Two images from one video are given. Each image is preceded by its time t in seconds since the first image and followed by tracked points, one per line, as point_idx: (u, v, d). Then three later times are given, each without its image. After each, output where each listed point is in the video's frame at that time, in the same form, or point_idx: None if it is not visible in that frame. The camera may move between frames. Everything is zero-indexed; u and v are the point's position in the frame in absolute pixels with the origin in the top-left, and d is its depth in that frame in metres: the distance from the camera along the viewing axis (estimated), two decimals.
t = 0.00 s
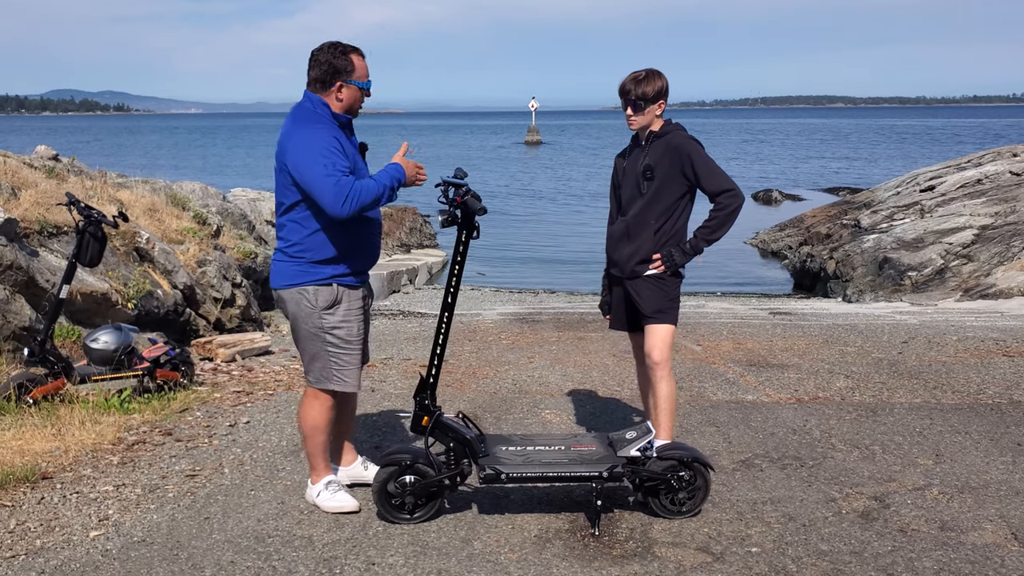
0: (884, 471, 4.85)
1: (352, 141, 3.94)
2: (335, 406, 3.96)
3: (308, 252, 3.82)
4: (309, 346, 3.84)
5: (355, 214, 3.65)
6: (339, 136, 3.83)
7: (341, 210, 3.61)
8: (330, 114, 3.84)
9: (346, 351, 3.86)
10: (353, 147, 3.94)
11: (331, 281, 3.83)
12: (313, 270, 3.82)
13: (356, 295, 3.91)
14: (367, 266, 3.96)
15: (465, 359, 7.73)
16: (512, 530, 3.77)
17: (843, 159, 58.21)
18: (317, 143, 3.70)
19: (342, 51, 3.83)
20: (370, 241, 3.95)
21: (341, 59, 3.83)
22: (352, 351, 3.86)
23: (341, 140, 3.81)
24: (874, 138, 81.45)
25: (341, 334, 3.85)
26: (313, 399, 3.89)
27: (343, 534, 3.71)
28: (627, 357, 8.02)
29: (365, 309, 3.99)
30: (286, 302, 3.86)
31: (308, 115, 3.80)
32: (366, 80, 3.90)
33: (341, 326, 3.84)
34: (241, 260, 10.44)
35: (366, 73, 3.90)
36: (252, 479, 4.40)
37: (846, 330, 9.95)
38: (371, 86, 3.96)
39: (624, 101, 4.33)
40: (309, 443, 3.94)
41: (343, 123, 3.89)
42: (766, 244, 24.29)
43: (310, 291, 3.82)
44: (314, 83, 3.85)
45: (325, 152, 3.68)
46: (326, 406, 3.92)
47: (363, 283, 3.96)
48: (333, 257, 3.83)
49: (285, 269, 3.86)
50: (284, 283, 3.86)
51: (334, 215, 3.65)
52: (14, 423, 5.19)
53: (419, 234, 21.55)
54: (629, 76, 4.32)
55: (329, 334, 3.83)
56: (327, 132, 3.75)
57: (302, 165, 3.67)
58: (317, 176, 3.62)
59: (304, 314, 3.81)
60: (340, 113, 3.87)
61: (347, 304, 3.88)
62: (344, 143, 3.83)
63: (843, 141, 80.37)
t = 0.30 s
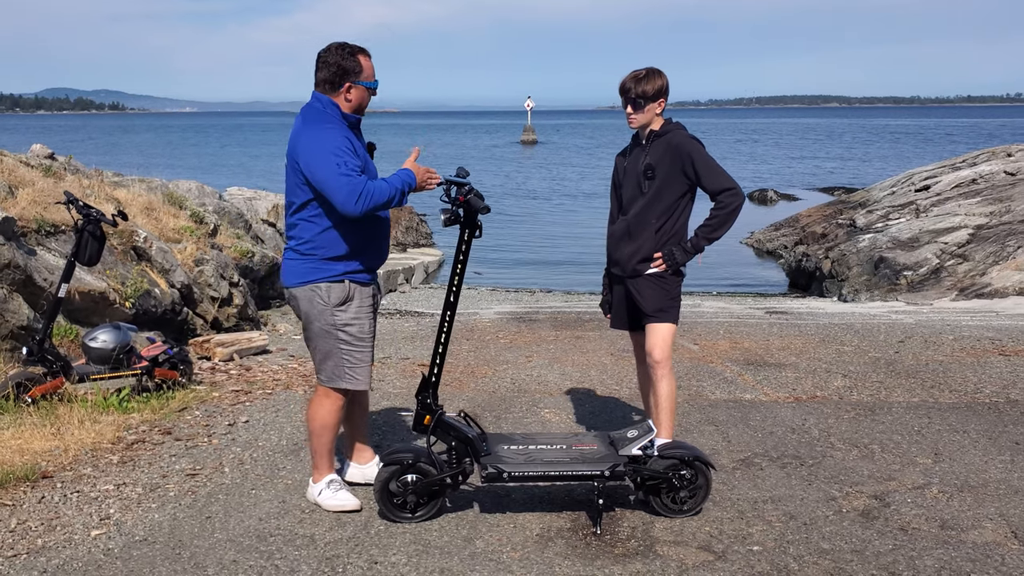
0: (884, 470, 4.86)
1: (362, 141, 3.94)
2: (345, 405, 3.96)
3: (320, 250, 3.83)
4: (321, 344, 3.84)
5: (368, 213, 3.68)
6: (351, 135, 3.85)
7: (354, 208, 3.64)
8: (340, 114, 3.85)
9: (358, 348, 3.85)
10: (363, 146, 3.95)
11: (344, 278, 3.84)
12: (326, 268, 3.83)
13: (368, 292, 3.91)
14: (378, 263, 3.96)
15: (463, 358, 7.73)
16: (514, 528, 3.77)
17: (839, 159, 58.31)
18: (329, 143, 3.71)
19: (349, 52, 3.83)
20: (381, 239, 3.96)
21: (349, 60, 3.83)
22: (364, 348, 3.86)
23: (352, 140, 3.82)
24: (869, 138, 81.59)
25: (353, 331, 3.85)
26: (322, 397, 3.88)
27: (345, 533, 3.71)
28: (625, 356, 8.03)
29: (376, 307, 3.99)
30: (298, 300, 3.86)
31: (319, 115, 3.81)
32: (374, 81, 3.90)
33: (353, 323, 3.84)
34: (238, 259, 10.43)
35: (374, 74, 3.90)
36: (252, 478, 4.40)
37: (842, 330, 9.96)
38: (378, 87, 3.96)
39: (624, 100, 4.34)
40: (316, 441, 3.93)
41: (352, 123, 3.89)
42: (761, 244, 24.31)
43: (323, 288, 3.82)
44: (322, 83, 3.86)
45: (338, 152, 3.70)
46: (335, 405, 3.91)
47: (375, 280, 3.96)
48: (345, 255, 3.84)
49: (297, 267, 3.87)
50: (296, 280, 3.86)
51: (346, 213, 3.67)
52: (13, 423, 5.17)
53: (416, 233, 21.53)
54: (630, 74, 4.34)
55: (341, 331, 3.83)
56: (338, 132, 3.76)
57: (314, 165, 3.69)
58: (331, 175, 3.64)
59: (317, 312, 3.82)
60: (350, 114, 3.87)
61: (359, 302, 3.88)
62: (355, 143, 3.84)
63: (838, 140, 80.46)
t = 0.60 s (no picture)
0: (881, 466, 4.88)
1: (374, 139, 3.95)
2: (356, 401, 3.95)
3: (331, 244, 3.84)
4: (336, 338, 3.85)
5: (365, 207, 3.68)
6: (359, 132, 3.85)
7: (349, 202, 3.64)
8: (350, 112, 3.86)
9: (371, 343, 3.85)
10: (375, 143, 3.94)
11: (357, 272, 3.84)
12: (337, 263, 3.84)
13: (383, 287, 3.91)
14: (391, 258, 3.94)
15: (461, 356, 7.74)
16: (515, 525, 3.78)
17: (833, 158, 58.45)
18: (333, 139, 3.73)
19: (361, 51, 3.85)
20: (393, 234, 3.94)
21: (360, 59, 3.85)
22: (377, 342, 3.86)
23: (359, 137, 3.82)
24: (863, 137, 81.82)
25: (365, 327, 3.85)
26: (333, 391, 3.89)
27: (346, 529, 3.72)
28: (622, 354, 8.04)
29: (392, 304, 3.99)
30: (313, 294, 3.87)
31: (328, 113, 3.83)
32: (386, 79, 3.91)
33: (366, 318, 3.84)
34: (234, 257, 10.42)
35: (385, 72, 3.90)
36: (252, 475, 4.41)
37: (837, 328, 9.99)
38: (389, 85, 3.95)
39: (622, 96, 4.36)
40: (324, 436, 3.94)
41: (364, 120, 3.89)
42: (756, 242, 24.35)
43: (337, 283, 3.83)
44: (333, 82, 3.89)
45: (339, 147, 3.71)
46: (346, 400, 3.91)
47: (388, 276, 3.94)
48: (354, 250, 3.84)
49: (311, 262, 3.90)
50: (309, 275, 3.89)
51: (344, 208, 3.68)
52: (12, 420, 5.17)
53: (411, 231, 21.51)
54: (627, 71, 4.35)
55: (355, 325, 3.84)
56: (344, 128, 3.78)
57: (317, 161, 3.72)
58: (329, 170, 3.67)
59: (331, 305, 3.83)
60: (361, 111, 3.88)
61: (374, 297, 3.88)
62: (363, 139, 3.85)
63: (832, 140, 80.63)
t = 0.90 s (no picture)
0: (883, 463, 4.88)
1: (395, 136, 3.93)
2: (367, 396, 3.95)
3: (349, 238, 3.84)
4: (352, 330, 3.85)
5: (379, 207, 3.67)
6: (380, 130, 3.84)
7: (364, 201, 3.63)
8: (372, 109, 3.84)
9: (386, 335, 3.86)
10: (396, 140, 3.93)
11: (374, 266, 3.85)
12: (354, 257, 3.84)
13: (399, 281, 3.92)
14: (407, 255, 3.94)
15: (460, 353, 7.73)
16: (518, 521, 3.78)
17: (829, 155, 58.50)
18: (354, 136, 3.71)
19: (383, 49, 3.83)
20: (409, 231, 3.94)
21: (382, 56, 3.83)
22: (392, 335, 3.87)
23: (379, 134, 3.80)
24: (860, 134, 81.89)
25: (382, 319, 3.85)
26: (347, 383, 3.88)
27: (349, 526, 3.71)
28: (621, 351, 8.04)
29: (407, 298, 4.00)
30: (331, 286, 3.87)
31: (350, 109, 3.82)
32: (407, 77, 3.88)
33: (382, 311, 3.85)
34: (232, 254, 10.39)
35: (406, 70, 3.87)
36: (254, 473, 4.40)
37: (835, 324, 10.00)
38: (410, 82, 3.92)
39: (622, 91, 4.35)
40: (331, 429, 3.92)
41: (385, 117, 3.87)
42: (753, 239, 24.36)
43: (354, 275, 3.83)
44: (357, 77, 3.87)
45: (359, 145, 3.70)
46: (359, 394, 3.90)
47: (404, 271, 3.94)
48: (371, 246, 3.84)
49: (328, 255, 3.90)
50: (327, 267, 3.89)
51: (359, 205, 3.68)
52: (11, 417, 5.15)
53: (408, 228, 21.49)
54: (627, 65, 4.34)
55: (371, 318, 3.84)
56: (365, 125, 3.76)
57: (336, 157, 3.71)
58: (348, 168, 3.66)
59: (348, 297, 3.83)
60: (382, 109, 3.86)
61: (391, 290, 3.89)
62: (384, 136, 3.83)
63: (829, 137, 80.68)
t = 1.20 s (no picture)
0: (884, 461, 4.88)
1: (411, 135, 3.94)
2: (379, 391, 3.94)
3: (366, 235, 3.85)
4: (367, 324, 3.84)
5: (399, 205, 3.69)
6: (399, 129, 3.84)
7: (384, 199, 3.65)
8: (391, 107, 3.85)
9: (401, 330, 3.86)
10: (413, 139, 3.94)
11: (390, 261, 3.85)
12: (370, 252, 3.84)
13: (413, 277, 3.94)
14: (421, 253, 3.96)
15: (459, 351, 7.73)
16: (521, 520, 3.78)
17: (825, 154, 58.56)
18: (374, 133, 3.72)
19: (401, 50, 3.84)
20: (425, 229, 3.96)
21: (400, 57, 3.84)
22: (408, 330, 3.88)
23: (398, 133, 3.81)
24: (855, 133, 82.00)
25: (398, 314, 3.86)
26: (361, 376, 3.86)
27: (352, 525, 3.71)
28: (620, 349, 8.04)
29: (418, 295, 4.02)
30: (347, 281, 3.87)
31: (370, 107, 3.82)
32: (425, 78, 3.89)
33: (399, 305, 3.86)
34: (229, 252, 10.36)
35: (424, 71, 3.88)
36: (255, 471, 4.39)
37: (832, 322, 10.01)
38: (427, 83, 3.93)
39: (624, 90, 4.34)
40: (340, 422, 3.89)
41: (403, 116, 3.88)
42: (749, 237, 24.37)
43: (371, 270, 3.84)
44: (376, 75, 3.88)
45: (379, 142, 3.70)
46: (373, 389, 3.89)
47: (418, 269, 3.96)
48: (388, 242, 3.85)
49: (343, 250, 3.90)
50: (342, 262, 3.89)
51: (377, 203, 3.69)
52: (10, 417, 5.13)
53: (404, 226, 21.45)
54: (629, 65, 4.33)
55: (388, 312, 3.84)
56: (385, 123, 3.76)
57: (357, 153, 3.71)
58: (369, 166, 3.67)
59: (366, 291, 3.83)
60: (400, 108, 3.87)
61: (406, 286, 3.91)
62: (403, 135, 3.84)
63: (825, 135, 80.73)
